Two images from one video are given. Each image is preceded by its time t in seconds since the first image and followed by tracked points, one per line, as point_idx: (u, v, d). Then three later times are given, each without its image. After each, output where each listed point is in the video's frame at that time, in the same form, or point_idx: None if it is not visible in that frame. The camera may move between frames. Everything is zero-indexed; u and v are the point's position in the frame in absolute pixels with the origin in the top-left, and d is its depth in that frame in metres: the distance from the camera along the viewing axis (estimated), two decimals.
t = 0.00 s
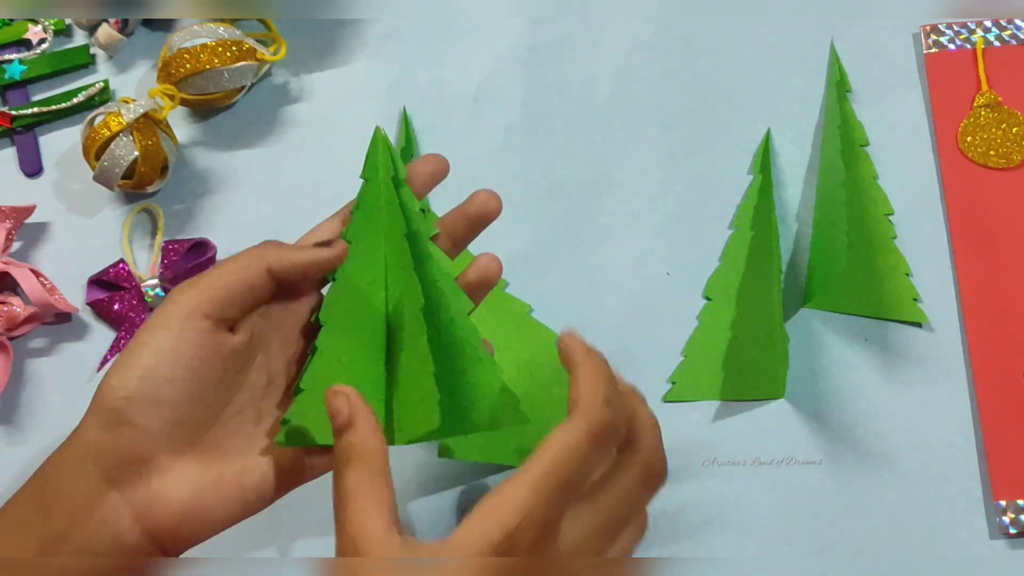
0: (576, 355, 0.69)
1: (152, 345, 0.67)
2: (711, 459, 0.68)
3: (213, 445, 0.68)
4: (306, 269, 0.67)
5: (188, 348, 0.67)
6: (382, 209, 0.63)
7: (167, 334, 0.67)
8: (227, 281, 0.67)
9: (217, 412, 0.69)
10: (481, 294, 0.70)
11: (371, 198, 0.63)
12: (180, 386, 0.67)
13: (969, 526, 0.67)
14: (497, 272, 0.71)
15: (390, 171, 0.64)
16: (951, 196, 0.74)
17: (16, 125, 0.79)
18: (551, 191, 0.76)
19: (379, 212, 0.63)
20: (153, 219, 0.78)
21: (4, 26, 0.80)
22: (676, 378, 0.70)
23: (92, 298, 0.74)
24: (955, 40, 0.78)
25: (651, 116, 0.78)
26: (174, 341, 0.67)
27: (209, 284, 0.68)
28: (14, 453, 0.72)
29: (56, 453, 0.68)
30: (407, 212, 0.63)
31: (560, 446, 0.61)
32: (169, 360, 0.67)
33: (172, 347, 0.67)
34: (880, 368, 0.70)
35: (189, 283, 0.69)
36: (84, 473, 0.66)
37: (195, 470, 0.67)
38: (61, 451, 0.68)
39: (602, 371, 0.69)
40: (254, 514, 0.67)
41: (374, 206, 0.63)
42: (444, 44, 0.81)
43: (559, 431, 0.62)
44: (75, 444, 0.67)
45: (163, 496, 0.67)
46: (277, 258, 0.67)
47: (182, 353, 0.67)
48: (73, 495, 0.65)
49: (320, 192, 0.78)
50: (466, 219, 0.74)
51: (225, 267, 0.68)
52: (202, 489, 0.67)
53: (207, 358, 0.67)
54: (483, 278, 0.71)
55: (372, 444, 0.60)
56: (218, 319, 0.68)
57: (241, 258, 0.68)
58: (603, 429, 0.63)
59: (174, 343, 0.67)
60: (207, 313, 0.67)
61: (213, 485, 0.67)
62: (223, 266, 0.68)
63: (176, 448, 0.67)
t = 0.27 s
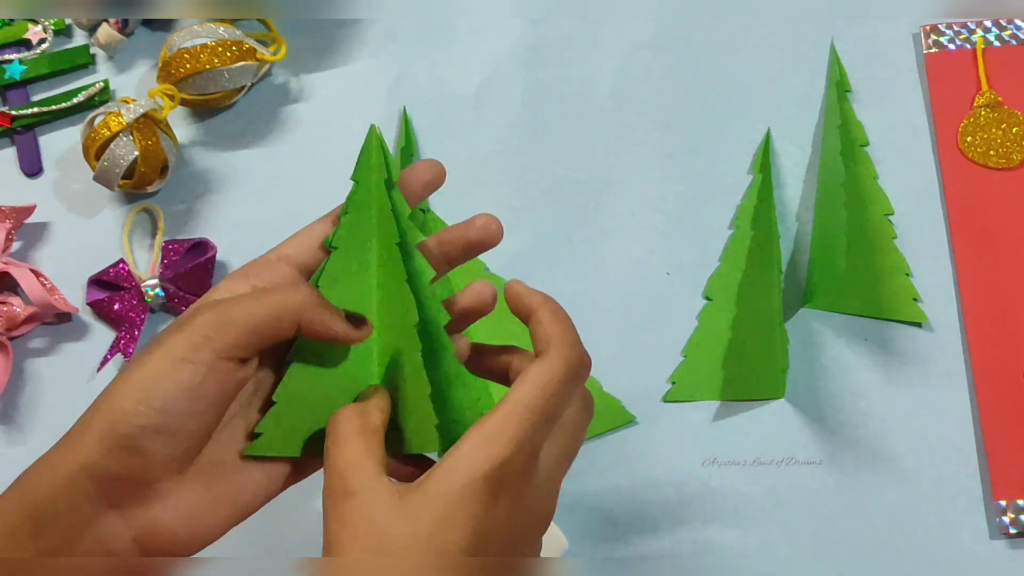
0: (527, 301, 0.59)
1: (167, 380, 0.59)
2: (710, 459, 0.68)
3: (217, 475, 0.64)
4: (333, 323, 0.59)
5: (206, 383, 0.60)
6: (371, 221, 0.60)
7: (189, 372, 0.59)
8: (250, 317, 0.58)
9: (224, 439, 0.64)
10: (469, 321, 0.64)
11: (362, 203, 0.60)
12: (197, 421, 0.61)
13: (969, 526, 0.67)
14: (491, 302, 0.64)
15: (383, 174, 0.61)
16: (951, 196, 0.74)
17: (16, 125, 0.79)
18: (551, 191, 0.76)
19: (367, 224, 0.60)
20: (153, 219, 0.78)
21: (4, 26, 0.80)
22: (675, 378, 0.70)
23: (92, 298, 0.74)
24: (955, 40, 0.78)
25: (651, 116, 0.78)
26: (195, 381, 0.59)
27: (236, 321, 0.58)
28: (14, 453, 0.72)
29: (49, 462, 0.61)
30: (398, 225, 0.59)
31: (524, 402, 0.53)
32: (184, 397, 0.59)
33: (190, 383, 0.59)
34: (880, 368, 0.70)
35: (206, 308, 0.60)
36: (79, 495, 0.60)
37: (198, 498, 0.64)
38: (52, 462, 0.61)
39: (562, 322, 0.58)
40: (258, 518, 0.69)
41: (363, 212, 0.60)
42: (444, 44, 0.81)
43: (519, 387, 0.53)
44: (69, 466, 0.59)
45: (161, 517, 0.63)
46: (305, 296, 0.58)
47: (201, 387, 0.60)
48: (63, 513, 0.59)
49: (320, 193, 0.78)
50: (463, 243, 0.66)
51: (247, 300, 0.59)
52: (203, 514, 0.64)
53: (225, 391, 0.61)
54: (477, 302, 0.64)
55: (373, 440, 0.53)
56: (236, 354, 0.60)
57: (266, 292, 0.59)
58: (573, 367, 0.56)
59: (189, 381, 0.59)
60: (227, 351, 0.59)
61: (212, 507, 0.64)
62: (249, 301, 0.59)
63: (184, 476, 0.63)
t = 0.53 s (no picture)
0: (527, 331, 0.62)
1: (148, 359, 0.65)
2: (711, 459, 0.68)
3: (213, 467, 0.66)
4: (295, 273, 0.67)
5: (184, 363, 0.65)
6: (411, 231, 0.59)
7: (164, 346, 0.65)
8: (225, 288, 0.65)
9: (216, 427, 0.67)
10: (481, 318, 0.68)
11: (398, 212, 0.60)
12: (177, 402, 0.65)
13: (969, 526, 0.67)
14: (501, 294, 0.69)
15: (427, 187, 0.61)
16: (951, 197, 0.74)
17: (16, 125, 0.79)
18: (551, 192, 0.76)
19: (405, 235, 0.59)
20: (154, 219, 0.78)
21: (4, 26, 0.80)
22: (676, 378, 0.70)
23: (92, 298, 0.74)
24: (955, 40, 0.78)
25: (651, 116, 0.78)
26: (170, 357, 0.65)
27: (211, 293, 0.66)
28: (14, 453, 0.72)
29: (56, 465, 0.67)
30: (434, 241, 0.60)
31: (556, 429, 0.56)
32: (164, 374, 0.65)
33: (166, 360, 0.65)
34: (879, 368, 0.70)
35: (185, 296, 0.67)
36: (79, 485, 0.65)
37: (191, 490, 0.65)
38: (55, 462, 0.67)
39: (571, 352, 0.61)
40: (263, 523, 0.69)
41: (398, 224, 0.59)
42: (444, 44, 0.81)
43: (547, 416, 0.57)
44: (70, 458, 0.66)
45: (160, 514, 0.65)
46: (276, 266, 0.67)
47: (179, 365, 0.65)
48: (66, 506, 0.65)
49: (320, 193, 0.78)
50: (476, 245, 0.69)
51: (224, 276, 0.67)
52: (201, 509, 0.65)
53: (207, 372, 0.66)
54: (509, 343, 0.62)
55: (426, 452, 0.54)
56: (216, 330, 0.66)
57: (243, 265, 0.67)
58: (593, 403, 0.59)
59: (172, 357, 0.65)
60: (205, 322, 0.65)
61: (208, 504, 0.65)
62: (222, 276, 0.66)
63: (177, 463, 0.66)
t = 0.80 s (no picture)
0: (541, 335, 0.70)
1: (184, 355, 0.64)
2: (711, 459, 0.68)
3: (244, 459, 0.65)
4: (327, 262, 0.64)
5: (221, 358, 0.64)
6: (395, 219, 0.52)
7: (200, 345, 0.64)
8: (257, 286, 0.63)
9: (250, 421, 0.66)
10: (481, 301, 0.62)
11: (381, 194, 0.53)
12: (213, 397, 0.64)
13: (969, 526, 0.67)
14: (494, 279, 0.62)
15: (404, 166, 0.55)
16: (951, 197, 0.74)
17: (16, 125, 0.79)
18: (551, 191, 0.76)
19: (390, 217, 0.52)
20: (154, 219, 0.78)
21: (4, 26, 0.80)
22: (676, 378, 0.70)
23: (92, 298, 0.74)
24: (955, 40, 0.78)
25: (651, 116, 0.78)
26: (207, 355, 0.63)
27: (243, 294, 0.64)
28: (14, 453, 0.72)
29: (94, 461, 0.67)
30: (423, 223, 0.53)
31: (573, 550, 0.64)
32: (200, 371, 0.63)
33: (203, 356, 0.63)
34: (880, 368, 0.70)
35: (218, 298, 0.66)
36: (111, 477, 0.64)
37: (223, 483, 0.64)
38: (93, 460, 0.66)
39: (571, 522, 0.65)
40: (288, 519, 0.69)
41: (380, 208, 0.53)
42: (444, 44, 0.81)
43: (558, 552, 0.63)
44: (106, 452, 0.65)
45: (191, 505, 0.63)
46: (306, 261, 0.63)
47: (216, 359, 0.64)
48: (102, 496, 0.64)
49: (320, 193, 0.78)
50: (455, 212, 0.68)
51: (258, 274, 0.64)
52: (230, 502, 0.64)
53: (241, 368, 0.65)
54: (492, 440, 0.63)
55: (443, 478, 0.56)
56: (250, 328, 0.64)
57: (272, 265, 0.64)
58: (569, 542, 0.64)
59: (208, 353, 0.63)
60: (240, 320, 0.64)
61: (239, 498, 0.64)
62: (253, 275, 0.64)
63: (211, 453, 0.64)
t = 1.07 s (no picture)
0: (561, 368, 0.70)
1: (190, 378, 0.68)
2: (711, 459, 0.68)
3: (249, 485, 0.68)
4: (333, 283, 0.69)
5: (225, 380, 0.68)
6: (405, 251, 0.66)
7: (206, 366, 0.68)
8: (260, 302, 0.69)
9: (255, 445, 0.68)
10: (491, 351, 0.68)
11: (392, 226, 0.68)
12: (218, 420, 0.68)
13: (968, 526, 0.67)
14: (508, 330, 0.68)
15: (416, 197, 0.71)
16: (951, 197, 0.74)
17: (16, 125, 0.79)
18: (551, 191, 0.76)
19: (417, 296, 0.63)
20: (154, 219, 0.78)
21: (4, 26, 0.80)
22: (676, 378, 0.70)
23: (92, 298, 0.74)
24: (955, 40, 0.78)
25: (651, 116, 0.78)
26: (213, 375, 0.68)
27: (247, 316, 0.69)
28: (14, 453, 0.72)
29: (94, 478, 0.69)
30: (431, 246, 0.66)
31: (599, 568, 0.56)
32: (204, 391, 0.68)
33: (207, 377, 0.68)
34: (879, 368, 0.70)
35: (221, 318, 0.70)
36: (119, 499, 0.67)
37: (230, 505, 0.67)
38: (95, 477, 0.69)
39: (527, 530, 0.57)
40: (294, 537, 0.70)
41: (392, 239, 0.67)
42: (444, 44, 0.81)
43: None
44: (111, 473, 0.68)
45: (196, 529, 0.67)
46: (305, 277, 0.69)
47: (223, 381, 0.68)
48: (103, 522, 0.67)
49: (320, 193, 0.78)
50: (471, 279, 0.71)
51: (259, 295, 0.70)
52: (237, 525, 0.67)
53: (247, 387, 0.68)
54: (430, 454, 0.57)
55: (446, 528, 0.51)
56: (254, 348, 0.69)
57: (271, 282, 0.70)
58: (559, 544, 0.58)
59: (213, 375, 0.68)
60: (244, 342, 0.69)
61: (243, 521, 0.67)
62: (253, 294, 0.70)
63: (218, 477, 0.68)
